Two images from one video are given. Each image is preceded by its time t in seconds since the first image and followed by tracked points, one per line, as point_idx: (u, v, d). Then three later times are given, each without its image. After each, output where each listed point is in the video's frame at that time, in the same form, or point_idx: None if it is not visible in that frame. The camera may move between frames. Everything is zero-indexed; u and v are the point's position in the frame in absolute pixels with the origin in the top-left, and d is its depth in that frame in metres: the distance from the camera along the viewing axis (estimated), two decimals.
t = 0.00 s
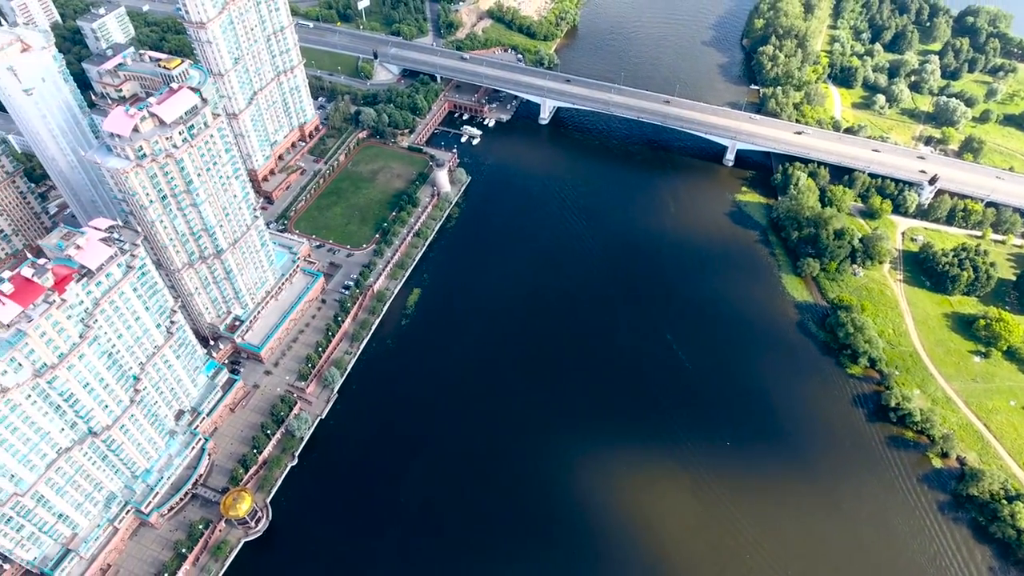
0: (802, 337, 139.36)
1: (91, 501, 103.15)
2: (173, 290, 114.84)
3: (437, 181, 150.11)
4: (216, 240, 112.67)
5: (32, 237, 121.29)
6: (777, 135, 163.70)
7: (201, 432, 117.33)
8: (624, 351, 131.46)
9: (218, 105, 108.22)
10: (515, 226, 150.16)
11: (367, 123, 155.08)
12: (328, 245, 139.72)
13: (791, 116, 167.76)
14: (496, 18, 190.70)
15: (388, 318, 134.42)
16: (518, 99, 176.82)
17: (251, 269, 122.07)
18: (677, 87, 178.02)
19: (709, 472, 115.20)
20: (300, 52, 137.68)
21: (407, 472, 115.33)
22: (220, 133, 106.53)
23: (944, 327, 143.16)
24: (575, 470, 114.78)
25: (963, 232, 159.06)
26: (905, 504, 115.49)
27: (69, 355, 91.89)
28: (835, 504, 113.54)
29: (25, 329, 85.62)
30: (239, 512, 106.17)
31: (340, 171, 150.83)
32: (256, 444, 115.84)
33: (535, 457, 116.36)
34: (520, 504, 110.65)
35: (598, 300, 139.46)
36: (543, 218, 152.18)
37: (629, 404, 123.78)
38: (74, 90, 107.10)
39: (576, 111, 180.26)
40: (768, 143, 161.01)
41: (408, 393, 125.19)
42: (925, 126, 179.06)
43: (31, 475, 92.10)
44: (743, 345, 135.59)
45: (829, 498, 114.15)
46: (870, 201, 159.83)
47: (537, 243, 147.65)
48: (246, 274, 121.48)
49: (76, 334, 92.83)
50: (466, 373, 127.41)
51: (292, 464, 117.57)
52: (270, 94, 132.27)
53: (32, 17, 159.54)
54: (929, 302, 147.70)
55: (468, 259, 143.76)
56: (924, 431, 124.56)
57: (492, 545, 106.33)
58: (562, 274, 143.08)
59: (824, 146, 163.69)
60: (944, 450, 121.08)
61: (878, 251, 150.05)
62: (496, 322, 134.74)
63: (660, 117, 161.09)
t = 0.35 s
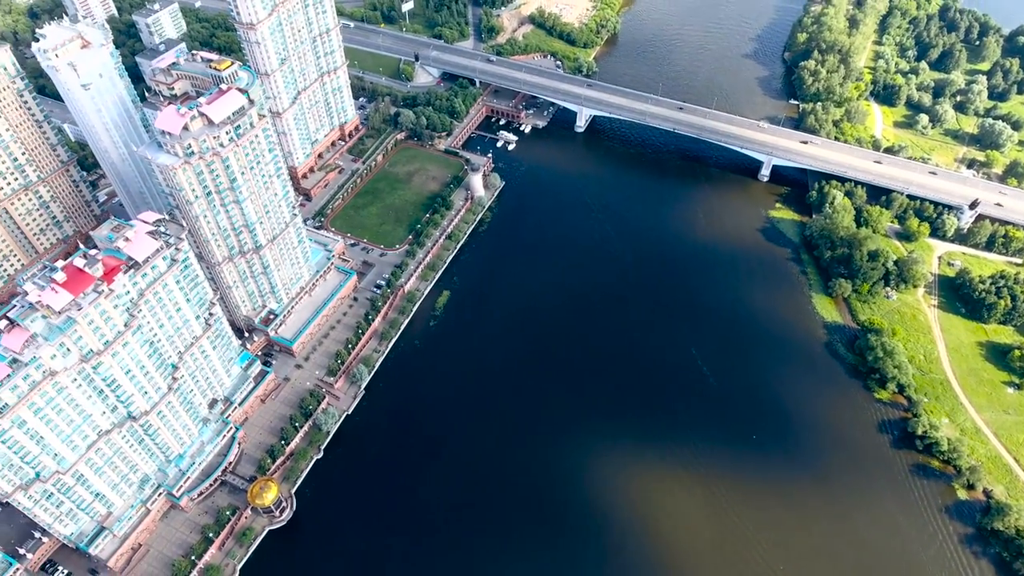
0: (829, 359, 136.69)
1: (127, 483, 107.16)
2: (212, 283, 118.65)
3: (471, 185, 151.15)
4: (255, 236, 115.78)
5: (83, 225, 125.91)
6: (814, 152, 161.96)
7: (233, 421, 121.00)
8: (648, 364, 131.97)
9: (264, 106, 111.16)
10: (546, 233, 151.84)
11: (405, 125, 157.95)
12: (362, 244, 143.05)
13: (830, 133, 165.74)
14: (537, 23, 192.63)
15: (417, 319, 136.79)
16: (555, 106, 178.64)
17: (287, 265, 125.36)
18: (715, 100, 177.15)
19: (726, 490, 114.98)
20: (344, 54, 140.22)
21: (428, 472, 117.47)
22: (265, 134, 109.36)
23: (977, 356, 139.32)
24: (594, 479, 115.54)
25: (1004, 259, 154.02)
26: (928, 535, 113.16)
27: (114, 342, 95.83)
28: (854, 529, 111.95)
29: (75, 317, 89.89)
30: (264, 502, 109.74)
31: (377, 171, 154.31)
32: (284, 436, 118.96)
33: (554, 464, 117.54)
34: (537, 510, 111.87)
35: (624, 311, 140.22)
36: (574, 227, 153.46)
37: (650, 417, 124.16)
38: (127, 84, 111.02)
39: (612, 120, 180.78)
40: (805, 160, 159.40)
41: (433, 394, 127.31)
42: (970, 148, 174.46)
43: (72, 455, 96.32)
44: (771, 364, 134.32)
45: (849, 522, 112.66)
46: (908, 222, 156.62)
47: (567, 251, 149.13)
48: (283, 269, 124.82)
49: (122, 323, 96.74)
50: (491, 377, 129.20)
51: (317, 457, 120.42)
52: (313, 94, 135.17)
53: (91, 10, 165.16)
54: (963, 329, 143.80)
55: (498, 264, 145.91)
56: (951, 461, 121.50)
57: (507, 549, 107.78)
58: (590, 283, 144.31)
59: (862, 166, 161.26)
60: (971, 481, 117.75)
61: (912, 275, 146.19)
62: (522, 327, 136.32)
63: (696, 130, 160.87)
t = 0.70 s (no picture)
0: (862, 387, 133.61)
1: (164, 465, 111.14)
2: (254, 276, 122.11)
3: (509, 192, 155.54)
4: (297, 234, 118.74)
5: (135, 213, 130.48)
6: (858, 175, 159.20)
7: (266, 411, 124.59)
8: (676, 380, 131.57)
9: (313, 108, 113.86)
10: (581, 243, 153.33)
11: (448, 129, 164.23)
12: (400, 245, 147.42)
13: (876, 156, 162.55)
14: (583, 32, 197.06)
15: (449, 321, 139.26)
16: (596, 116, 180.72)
17: (326, 262, 128.50)
18: (759, 117, 175.76)
19: (748, 512, 114.01)
20: (392, 57, 142.43)
21: (452, 473, 119.27)
22: (312, 135, 111.91)
23: (1019, 394, 133.53)
24: (614, 493, 115.90)
25: None
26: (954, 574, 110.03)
27: (160, 331, 99.33)
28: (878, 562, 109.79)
29: (125, 305, 93.36)
30: (293, 492, 113.40)
31: (418, 172, 160.26)
32: (314, 429, 121.91)
33: (575, 474, 118.23)
34: (556, 520, 112.77)
35: (655, 325, 140.25)
36: (610, 239, 154.56)
37: (675, 433, 123.81)
38: (184, 80, 114.30)
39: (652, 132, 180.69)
40: (848, 183, 156.73)
41: (460, 396, 129.16)
42: None
43: (115, 435, 100.30)
44: (801, 386, 132.44)
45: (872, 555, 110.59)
46: (952, 251, 152.14)
47: (600, 262, 150.28)
48: (323, 266, 128.02)
49: (168, 313, 100.21)
50: (519, 384, 130.67)
51: (345, 452, 122.99)
52: (359, 95, 137.64)
53: (153, 4, 171.12)
54: (1004, 365, 138.09)
55: (532, 272, 147.90)
56: (983, 499, 117.56)
57: (524, 555, 109.09)
58: (622, 296, 144.93)
59: (908, 191, 157.65)
60: (1002, 522, 113.58)
61: (955, 306, 141.36)
62: (552, 336, 137.69)
63: (737, 147, 159.96)
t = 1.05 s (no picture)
0: (890, 415, 130.74)
1: (196, 452, 114.72)
2: (291, 273, 125.07)
3: (543, 200, 156.99)
4: (334, 234, 121.26)
5: (180, 205, 134.30)
6: (899, 199, 156.37)
7: (296, 406, 127.80)
8: (700, 396, 130.79)
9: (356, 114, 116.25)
10: (612, 254, 153.69)
11: (486, 135, 166.57)
12: (433, 248, 149.91)
13: (918, 180, 159.32)
14: (625, 43, 197.14)
15: (477, 326, 141.04)
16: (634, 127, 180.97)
17: (361, 262, 131.02)
18: (799, 135, 173.76)
19: (764, 536, 113.09)
20: (435, 63, 144.20)
21: (472, 478, 120.62)
22: (354, 140, 114.13)
23: None
24: (631, 507, 115.84)
25: None
26: None
27: (200, 324, 102.49)
28: None
29: (169, 299, 96.77)
30: (318, 486, 115.64)
31: (453, 177, 162.79)
32: (341, 425, 124.64)
33: (594, 486, 118.68)
34: (571, 531, 113.50)
35: (681, 341, 139.44)
36: (641, 251, 154.62)
37: (696, 451, 123.17)
38: (233, 80, 117.10)
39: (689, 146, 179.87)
40: (888, 207, 154.09)
41: (484, 401, 130.66)
42: None
43: (152, 422, 104.08)
44: (827, 410, 130.23)
45: None
46: (993, 281, 147.56)
47: (630, 274, 150.41)
48: (357, 267, 130.57)
49: (209, 307, 103.30)
50: (543, 392, 131.44)
51: (370, 449, 125.37)
52: (400, 100, 139.72)
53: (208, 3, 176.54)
54: None
55: (562, 281, 148.75)
56: (1010, 539, 113.37)
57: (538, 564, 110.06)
58: (650, 309, 144.74)
59: (949, 218, 153.91)
60: None
61: (991, 338, 137.08)
62: (578, 346, 138.34)
63: (775, 166, 158.58)
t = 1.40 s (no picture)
0: (917, 446, 128.27)
1: (229, 441, 118.53)
2: (327, 272, 128.18)
3: (577, 211, 158.02)
4: (371, 236, 123.65)
5: (225, 200, 138.36)
6: (940, 226, 153.18)
7: (326, 401, 131.08)
8: (724, 415, 130.20)
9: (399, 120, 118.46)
10: (643, 267, 153.78)
11: (524, 143, 168.54)
12: (467, 253, 152.33)
13: (961, 208, 155.69)
14: (668, 55, 196.56)
15: (505, 333, 142.78)
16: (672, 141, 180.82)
17: (396, 264, 133.63)
18: (840, 156, 171.44)
19: (781, 560, 112.46)
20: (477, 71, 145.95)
21: (492, 483, 122.20)
22: (395, 146, 116.22)
23: None
24: (648, 523, 116.44)
25: None
26: None
27: (240, 319, 105.74)
28: None
29: (212, 293, 99.60)
30: (342, 481, 118.65)
31: (490, 183, 165.13)
32: (368, 423, 127.32)
33: (612, 499, 119.42)
34: (587, 542, 114.49)
35: (708, 359, 138.88)
36: (672, 265, 154.41)
37: (716, 470, 122.72)
38: (282, 82, 119.74)
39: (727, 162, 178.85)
40: (928, 234, 151.18)
41: (508, 407, 132.18)
42: None
43: (190, 410, 107.90)
44: (853, 439, 128.15)
45: None
46: None
47: (660, 289, 150.33)
48: (391, 269, 133.18)
49: (248, 303, 106.44)
50: (567, 402, 132.33)
51: (394, 448, 127.77)
52: (442, 105, 141.89)
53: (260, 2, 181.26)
54: None
55: (591, 291, 149.44)
56: None
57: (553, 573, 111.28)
58: (678, 324, 144.51)
59: (992, 247, 149.77)
60: None
61: None
62: (604, 358, 138.92)
63: (814, 187, 156.94)
